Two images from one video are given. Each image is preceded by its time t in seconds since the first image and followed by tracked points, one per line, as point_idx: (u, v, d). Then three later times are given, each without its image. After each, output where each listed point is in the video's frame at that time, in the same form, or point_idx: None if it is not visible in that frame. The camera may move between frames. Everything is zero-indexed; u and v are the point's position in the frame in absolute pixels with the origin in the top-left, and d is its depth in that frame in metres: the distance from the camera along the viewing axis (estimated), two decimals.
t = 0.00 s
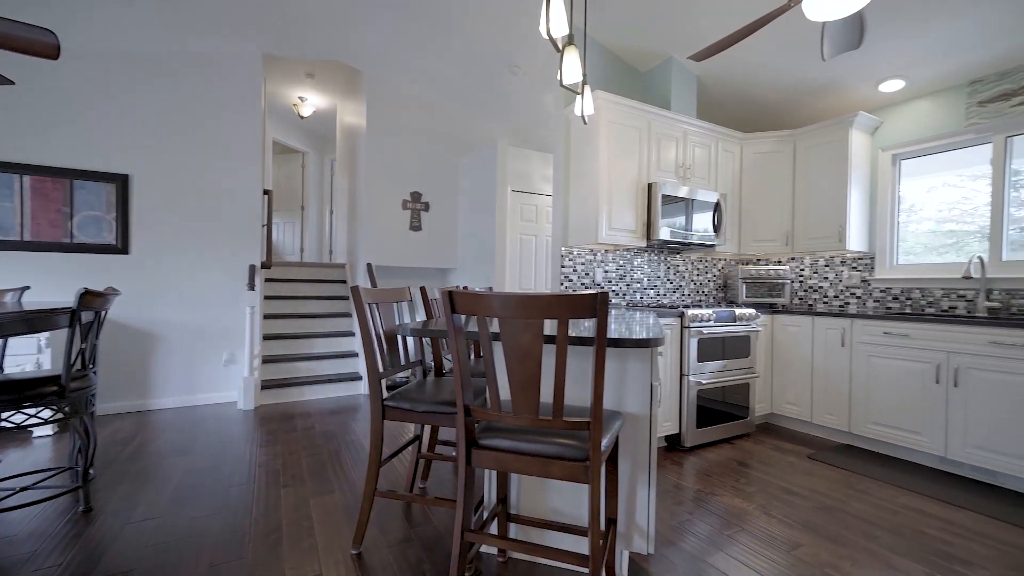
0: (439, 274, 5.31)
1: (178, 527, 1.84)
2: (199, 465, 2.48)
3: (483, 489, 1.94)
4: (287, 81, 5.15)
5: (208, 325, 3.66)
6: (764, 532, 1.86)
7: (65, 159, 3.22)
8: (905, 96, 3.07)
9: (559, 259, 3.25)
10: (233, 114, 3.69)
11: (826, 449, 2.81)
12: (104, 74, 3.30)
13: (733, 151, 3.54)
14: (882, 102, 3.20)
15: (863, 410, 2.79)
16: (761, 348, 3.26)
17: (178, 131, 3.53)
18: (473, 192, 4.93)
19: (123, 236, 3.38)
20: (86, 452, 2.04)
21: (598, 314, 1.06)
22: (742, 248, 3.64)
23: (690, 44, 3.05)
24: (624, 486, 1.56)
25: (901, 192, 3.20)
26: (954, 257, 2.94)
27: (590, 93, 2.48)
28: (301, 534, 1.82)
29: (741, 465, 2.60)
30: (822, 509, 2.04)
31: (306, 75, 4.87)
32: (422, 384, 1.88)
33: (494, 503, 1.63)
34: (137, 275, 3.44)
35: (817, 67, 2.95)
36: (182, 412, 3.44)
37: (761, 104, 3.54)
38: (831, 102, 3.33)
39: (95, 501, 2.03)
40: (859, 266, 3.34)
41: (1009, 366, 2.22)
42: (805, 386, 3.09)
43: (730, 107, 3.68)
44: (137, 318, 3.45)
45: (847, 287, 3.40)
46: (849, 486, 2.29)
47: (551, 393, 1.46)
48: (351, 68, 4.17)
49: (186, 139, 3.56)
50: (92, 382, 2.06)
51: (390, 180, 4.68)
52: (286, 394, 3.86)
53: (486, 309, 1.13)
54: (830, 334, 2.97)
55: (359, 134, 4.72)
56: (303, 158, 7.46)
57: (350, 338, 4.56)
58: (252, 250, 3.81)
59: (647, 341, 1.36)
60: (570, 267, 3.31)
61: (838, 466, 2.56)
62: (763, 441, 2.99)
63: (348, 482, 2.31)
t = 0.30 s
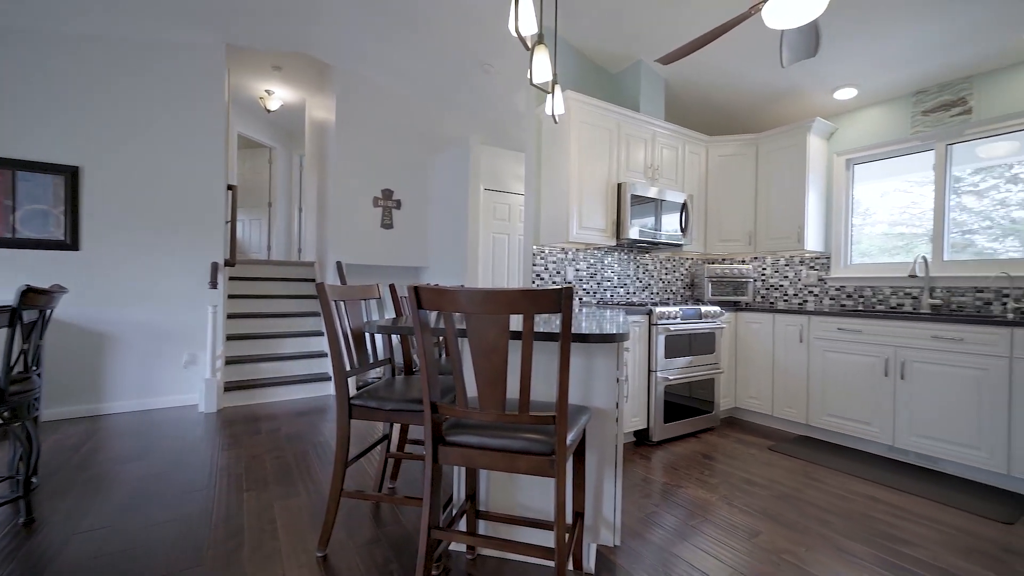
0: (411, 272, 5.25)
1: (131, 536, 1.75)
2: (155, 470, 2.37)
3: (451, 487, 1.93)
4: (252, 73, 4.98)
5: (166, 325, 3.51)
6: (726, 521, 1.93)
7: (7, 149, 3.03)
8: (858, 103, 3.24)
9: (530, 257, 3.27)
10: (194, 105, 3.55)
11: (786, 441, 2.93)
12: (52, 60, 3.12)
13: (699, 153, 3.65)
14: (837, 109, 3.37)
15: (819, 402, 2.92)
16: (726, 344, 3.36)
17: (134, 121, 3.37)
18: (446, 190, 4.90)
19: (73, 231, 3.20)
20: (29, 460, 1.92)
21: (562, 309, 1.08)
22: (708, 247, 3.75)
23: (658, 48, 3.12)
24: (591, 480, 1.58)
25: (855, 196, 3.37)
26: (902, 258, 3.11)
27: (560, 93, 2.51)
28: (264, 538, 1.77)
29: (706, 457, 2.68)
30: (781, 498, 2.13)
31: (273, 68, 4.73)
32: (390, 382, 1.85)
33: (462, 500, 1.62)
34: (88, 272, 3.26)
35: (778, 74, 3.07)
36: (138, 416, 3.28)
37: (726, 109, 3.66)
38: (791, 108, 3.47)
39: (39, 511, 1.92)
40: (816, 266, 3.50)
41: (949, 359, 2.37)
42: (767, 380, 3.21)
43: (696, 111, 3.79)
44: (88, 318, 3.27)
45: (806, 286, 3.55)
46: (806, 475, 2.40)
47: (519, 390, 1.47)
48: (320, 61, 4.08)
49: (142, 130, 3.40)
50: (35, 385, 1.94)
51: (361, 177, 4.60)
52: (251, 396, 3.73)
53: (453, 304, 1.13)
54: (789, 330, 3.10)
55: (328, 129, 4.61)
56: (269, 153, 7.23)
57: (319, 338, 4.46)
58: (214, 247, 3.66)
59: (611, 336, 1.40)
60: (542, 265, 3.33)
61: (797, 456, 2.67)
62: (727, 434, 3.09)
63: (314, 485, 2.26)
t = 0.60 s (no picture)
0: (383, 271, 5.17)
1: (78, 547, 1.66)
2: (108, 478, 2.26)
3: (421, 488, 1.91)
4: (216, 64, 4.80)
5: (121, 326, 3.33)
6: (693, 514, 1.97)
7: None
8: (816, 109, 3.39)
9: (502, 256, 3.27)
10: (150, 94, 3.38)
11: (750, 435, 3.03)
12: None
13: (669, 154, 3.72)
14: (798, 114, 3.51)
15: (781, 397, 3.03)
16: (694, 342, 3.45)
17: (83, 111, 3.20)
18: (419, 188, 4.84)
19: (15, 226, 3.02)
20: None
21: (529, 305, 1.08)
22: (677, 247, 3.83)
23: (628, 50, 3.17)
24: (560, 477, 1.59)
25: (815, 199, 3.52)
26: (857, 258, 3.26)
27: (531, 92, 2.52)
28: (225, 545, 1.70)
29: (675, 452, 2.74)
30: (745, 490, 2.20)
31: (238, 59, 4.57)
32: (358, 382, 1.82)
33: (432, 501, 1.61)
34: (33, 269, 3.08)
35: (742, 79, 3.17)
36: (89, 421, 3.11)
37: (693, 112, 3.75)
38: (754, 112, 3.59)
39: None
40: (778, 265, 3.63)
41: (899, 353, 2.50)
42: (732, 376, 3.31)
43: (666, 114, 3.87)
44: (35, 319, 3.09)
45: (769, 285, 3.68)
46: (768, 467, 2.48)
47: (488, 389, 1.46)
48: (287, 53, 3.97)
49: (93, 120, 3.22)
50: None
51: (331, 173, 4.50)
52: (213, 399, 3.59)
53: (418, 301, 1.12)
54: (753, 327, 3.20)
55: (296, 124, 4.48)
56: (235, 148, 6.97)
57: (287, 338, 4.33)
58: (173, 244, 3.50)
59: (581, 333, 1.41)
60: (515, 263, 3.33)
61: (760, 449, 2.77)
62: (695, 429, 3.17)
63: (280, 489, 2.20)
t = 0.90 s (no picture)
0: (354, 269, 5.05)
1: (14, 565, 1.54)
2: (52, 488, 2.11)
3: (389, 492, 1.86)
4: (176, 53, 4.58)
5: (69, 327, 3.13)
6: (662, 510, 2.00)
7: None
8: (781, 113, 3.50)
9: (475, 254, 3.24)
10: (101, 81, 3.18)
11: (719, 430, 3.10)
12: None
13: (640, 155, 3.77)
14: (764, 117, 3.61)
15: (748, 393, 3.10)
16: (665, 340, 3.50)
17: (26, 97, 2.99)
18: (391, 185, 4.75)
19: None
20: None
21: (497, 303, 1.06)
22: (648, 246, 3.89)
23: (601, 50, 3.19)
24: (531, 477, 1.58)
25: (780, 200, 3.62)
26: (818, 258, 3.38)
27: (503, 88, 2.50)
28: (179, 557, 1.61)
29: (646, 449, 2.77)
30: (713, 485, 2.24)
31: (200, 48, 4.37)
32: (324, 383, 1.75)
33: (399, 504, 1.57)
34: None
35: (711, 82, 3.24)
36: (32, 429, 2.91)
37: (665, 114, 3.81)
38: (723, 115, 3.68)
39: None
40: (745, 264, 3.72)
41: (857, 349, 2.60)
42: (702, 373, 3.37)
43: (639, 114, 3.91)
44: None
45: (736, 284, 3.77)
46: (735, 462, 2.54)
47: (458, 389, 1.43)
48: (252, 44, 3.82)
49: (37, 107, 3.02)
50: None
51: (299, 168, 4.36)
52: (172, 403, 3.42)
53: (382, 298, 1.08)
54: (721, 325, 3.27)
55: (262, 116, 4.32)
56: (198, 141, 6.68)
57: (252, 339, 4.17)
58: (127, 241, 3.31)
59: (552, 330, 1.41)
60: (488, 262, 3.30)
61: (728, 444, 2.83)
62: (665, 426, 3.22)
63: (241, 495, 2.10)
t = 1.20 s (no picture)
0: (323, 268, 4.89)
1: None
2: None
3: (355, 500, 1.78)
4: (129, 39, 4.32)
5: (6, 330, 2.89)
6: (634, 510, 1.99)
7: None
8: (749, 116, 3.58)
9: (448, 253, 3.17)
10: (42, 65, 2.95)
11: (690, 428, 3.13)
12: None
13: (614, 155, 3.79)
14: (733, 120, 3.68)
15: (718, 391, 3.15)
16: (638, 339, 3.52)
17: None
18: (362, 182, 4.63)
19: None
20: None
21: (465, 303, 1.01)
22: (621, 246, 3.91)
23: (574, 49, 3.19)
24: (503, 482, 1.53)
25: (748, 201, 3.70)
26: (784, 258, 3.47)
27: (476, 83, 2.45)
28: None
29: (619, 449, 2.77)
30: (684, 483, 2.25)
31: (157, 35, 4.14)
32: (285, 388, 1.66)
33: (365, 514, 1.50)
34: None
35: (683, 84, 3.27)
36: None
37: (638, 115, 3.84)
38: (694, 117, 3.74)
39: None
40: (715, 264, 3.79)
41: (822, 347, 2.67)
42: (673, 372, 3.41)
43: (612, 115, 3.94)
44: None
45: (707, 284, 3.84)
46: (706, 459, 2.57)
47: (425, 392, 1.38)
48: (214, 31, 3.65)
49: None
50: None
51: (264, 163, 4.18)
52: (123, 411, 3.21)
53: (342, 299, 1.02)
54: (693, 324, 3.31)
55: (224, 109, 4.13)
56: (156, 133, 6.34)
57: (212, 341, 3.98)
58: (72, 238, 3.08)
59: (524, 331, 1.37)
60: (461, 261, 3.24)
61: (699, 442, 2.87)
62: (638, 425, 3.24)
63: (196, 508, 1.98)
